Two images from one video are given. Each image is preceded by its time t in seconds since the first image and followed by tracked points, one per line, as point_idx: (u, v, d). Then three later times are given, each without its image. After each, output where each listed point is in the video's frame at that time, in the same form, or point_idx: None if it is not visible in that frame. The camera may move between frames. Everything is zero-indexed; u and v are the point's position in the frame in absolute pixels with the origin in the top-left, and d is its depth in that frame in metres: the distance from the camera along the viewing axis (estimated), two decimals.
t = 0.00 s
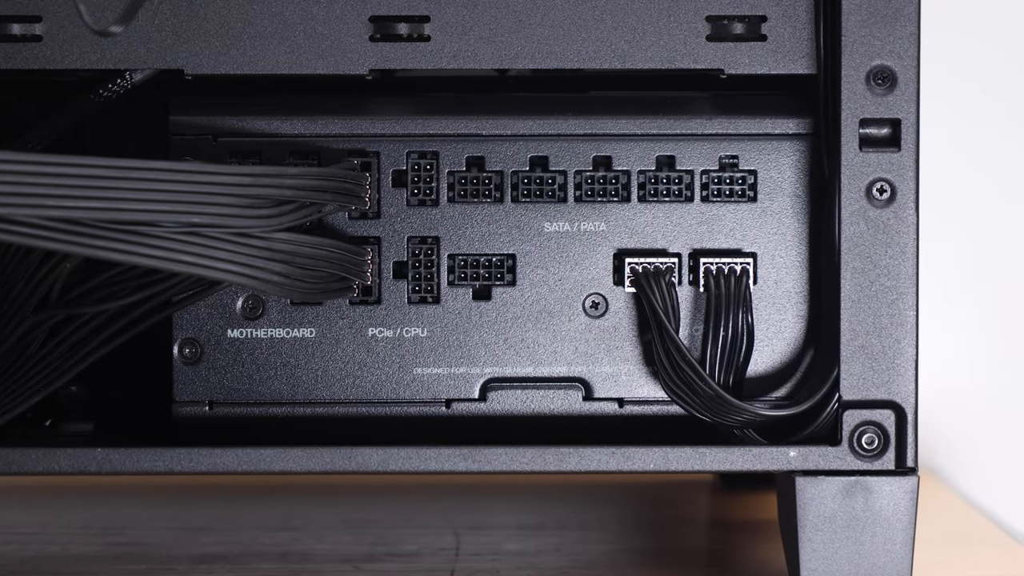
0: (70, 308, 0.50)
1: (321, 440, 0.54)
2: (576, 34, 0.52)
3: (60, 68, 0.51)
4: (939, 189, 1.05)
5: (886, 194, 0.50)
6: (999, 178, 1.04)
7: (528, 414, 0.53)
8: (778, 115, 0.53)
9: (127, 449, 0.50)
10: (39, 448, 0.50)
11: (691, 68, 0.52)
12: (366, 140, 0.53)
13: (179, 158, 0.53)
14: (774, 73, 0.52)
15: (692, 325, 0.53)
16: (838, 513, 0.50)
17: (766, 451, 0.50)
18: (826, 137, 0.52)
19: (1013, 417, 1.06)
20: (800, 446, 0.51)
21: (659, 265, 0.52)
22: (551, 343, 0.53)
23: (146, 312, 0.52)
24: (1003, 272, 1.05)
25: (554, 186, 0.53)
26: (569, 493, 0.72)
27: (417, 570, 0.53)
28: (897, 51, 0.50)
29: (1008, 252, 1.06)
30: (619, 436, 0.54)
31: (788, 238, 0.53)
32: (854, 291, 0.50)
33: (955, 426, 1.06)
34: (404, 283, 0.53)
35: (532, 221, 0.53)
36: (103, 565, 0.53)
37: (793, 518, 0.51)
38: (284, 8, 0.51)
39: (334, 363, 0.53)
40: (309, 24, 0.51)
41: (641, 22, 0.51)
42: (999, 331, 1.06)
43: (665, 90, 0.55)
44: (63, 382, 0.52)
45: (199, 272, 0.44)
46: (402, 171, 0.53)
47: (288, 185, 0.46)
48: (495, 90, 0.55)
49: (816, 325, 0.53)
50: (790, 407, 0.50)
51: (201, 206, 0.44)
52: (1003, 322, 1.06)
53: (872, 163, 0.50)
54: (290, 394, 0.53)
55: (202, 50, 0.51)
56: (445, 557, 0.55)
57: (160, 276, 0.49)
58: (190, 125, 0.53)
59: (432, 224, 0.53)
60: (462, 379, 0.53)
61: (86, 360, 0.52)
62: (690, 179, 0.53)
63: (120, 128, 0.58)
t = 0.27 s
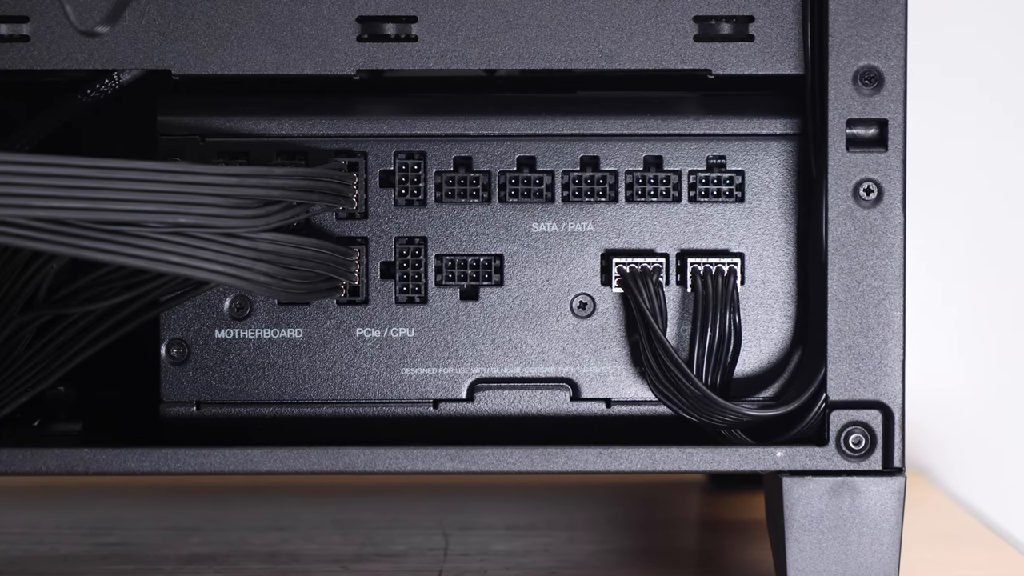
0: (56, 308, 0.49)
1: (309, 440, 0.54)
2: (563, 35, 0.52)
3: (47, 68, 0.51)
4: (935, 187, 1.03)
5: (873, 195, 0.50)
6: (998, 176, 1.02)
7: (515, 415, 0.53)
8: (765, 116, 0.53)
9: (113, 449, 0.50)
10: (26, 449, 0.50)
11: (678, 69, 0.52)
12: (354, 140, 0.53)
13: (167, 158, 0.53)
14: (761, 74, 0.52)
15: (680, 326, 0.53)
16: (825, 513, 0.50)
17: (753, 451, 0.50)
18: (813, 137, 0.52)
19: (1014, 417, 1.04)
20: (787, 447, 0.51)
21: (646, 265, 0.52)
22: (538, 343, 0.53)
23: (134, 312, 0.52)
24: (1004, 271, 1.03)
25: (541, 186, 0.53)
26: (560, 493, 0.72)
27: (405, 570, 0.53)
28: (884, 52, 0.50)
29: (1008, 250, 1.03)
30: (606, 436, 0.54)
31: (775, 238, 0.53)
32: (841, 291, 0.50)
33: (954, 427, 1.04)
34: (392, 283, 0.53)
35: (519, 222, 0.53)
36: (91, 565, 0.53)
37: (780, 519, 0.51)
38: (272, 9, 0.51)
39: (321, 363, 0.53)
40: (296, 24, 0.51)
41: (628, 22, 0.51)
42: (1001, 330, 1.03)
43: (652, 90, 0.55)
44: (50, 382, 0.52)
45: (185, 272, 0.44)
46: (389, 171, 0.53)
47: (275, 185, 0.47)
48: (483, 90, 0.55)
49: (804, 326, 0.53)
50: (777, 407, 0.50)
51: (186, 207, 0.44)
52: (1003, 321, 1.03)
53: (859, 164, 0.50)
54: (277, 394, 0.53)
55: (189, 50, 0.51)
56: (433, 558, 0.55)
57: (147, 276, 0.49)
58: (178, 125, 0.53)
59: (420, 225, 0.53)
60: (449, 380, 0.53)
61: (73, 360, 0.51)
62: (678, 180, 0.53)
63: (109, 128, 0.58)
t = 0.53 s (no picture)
0: (43, 308, 0.49)
1: (297, 440, 0.54)
2: (551, 35, 0.52)
3: (34, 68, 0.51)
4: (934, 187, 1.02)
5: (860, 195, 0.50)
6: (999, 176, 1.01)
7: (503, 415, 0.53)
8: (753, 116, 0.53)
9: (100, 449, 0.50)
10: (12, 449, 0.50)
11: (665, 69, 0.52)
12: (341, 140, 0.53)
13: (154, 159, 0.53)
14: (749, 74, 0.52)
15: (667, 326, 0.53)
16: (811, 513, 0.50)
17: (740, 451, 0.50)
18: (801, 137, 0.52)
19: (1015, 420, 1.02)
20: (775, 447, 0.51)
21: (634, 265, 0.52)
22: (526, 343, 0.53)
23: (121, 312, 0.52)
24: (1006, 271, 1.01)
25: (529, 186, 0.53)
26: (550, 493, 0.72)
27: (392, 570, 0.53)
28: (871, 52, 0.50)
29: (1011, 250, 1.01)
30: (594, 437, 0.54)
31: (763, 238, 0.53)
32: (828, 291, 0.50)
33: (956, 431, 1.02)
34: (379, 283, 0.53)
35: (507, 222, 0.53)
36: (79, 565, 0.53)
37: (767, 519, 0.51)
38: (259, 9, 0.51)
39: (309, 363, 0.53)
40: (284, 24, 0.51)
41: (616, 22, 0.51)
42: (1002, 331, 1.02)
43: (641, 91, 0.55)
44: (38, 382, 0.52)
45: (173, 272, 0.44)
46: (377, 171, 0.53)
47: (263, 185, 0.46)
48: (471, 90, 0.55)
49: (791, 326, 0.53)
50: (764, 407, 0.50)
51: (174, 207, 0.44)
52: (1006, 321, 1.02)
53: (846, 164, 0.50)
54: (265, 394, 0.53)
55: (176, 50, 0.51)
56: (421, 558, 0.55)
57: (134, 276, 0.49)
58: (165, 125, 0.53)
59: (407, 225, 0.53)
60: (437, 380, 0.53)
61: (61, 360, 0.51)
62: (666, 180, 0.53)
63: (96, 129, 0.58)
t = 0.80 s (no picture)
0: (30, 308, 0.49)
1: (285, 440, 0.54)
2: (538, 35, 0.52)
3: (21, 68, 0.51)
4: (930, 187, 1.02)
5: (847, 195, 0.50)
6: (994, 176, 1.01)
7: (490, 415, 0.53)
8: (741, 116, 0.53)
9: (87, 449, 0.50)
10: None
11: (653, 69, 0.52)
12: (329, 140, 0.53)
13: (141, 159, 0.53)
14: (736, 74, 0.52)
15: (655, 326, 0.53)
16: (798, 513, 0.50)
17: (727, 451, 0.50)
18: (788, 137, 0.52)
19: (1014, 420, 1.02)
20: (762, 447, 0.51)
21: (621, 265, 0.52)
22: (514, 343, 0.53)
23: (108, 311, 0.52)
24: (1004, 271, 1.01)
25: (516, 186, 0.53)
26: (541, 493, 0.72)
27: (380, 570, 0.53)
28: (858, 52, 0.50)
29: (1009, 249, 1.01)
30: (582, 436, 0.54)
31: (750, 238, 0.53)
32: (815, 292, 0.50)
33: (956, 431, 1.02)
34: (367, 284, 0.53)
35: (495, 222, 0.53)
36: (66, 565, 0.53)
37: (754, 519, 0.51)
38: (246, 9, 0.51)
39: (296, 363, 0.53)
40: (271, 24, 0.51)
41: (603, 23, 0.51)
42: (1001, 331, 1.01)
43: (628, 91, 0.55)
44: (25, 382, 0.52)
45: (159, 272, 0.44)
46: (365, 171, 0.53)
47: (250, 186, 0.46)
48: (459, 90, 0.55)
49: (779, 326, 0.53)
50: (750, 407, 0.50)
51: (159, 207, 0.44)
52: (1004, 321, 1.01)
53: (833, 164, 0.50)
54: (252, 395, 0.53)
55: (163, 51, 0.51)
56: (409, 558, 0.55)
57: (121, 276, 0.49)
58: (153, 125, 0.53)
59: (395, 225, 0.53)
60: (424, 380, 0.53)
61: (48, 360, 0.51)
62: (653, 180, 0.53)
63: (83, 131, 0.58)
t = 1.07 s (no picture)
0: (17, 309, 0.49)
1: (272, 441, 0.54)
2: (525, 35, 0.52)
3: (8, 68, 0.51)
4: (925, 187, 1.01)
5: (833, 195, 0.50)
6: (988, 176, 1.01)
7: (477, 415, 0.53)
8: (728, 116, 0.53)
9: (74, 449, 0.50)
10: None
11: (640, 69, 0.52)
12: (316, 141, 0.53)
13: (129, 159, 0.53)
14: (723, 74, 0.52)
15: (642, 326, 0.53)
16: (785, 514, 0.50)
17: (714, 452, 0.50)
18: (775, 138, 0.52)
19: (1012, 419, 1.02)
20: (748, 447, 0.51)
21: (608, 266, 0.52)
22: (501, 344, 0.53)
23: (96, 312, 0.52)
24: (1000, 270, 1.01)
25: (503, 186, 0.53)
26: (532, 493, 0.72)
27: (368, 570, 0.53)
28: (845, 52, 0.50)
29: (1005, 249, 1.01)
30: (570, 436, 0.54)
31: (738, 238, 0.53)
32: (801, 292, 0.50)
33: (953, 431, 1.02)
34: (354, 284, 0.53)
35: (482, 222, 0.53)
36: (54, 565, 0.53)
37: (741, 519, 0.51)
38: (233, 9, 0.51)
39: (284, 363, 0.53)
40: (258, 25, 0.51)
41: (590, 23, 0.51)
42: (998, 330, 1.01)
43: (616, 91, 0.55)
44: (12, 382, 0.52)
45: (145, 272, 0.45)
46: (352, 171, 0.53)
47: (236, 186, 0.46)
48: (447, 90, 0.55)
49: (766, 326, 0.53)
50: (737, 407, 0.50)
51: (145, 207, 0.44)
52: (1001, 321, 1.01)
53: (820, 164, 0.50)
54: (240, 395, 0.53)
55: (150, 51, 0.51)
56: (397, 558, 0.55)
57: (108, 276, 0.49)
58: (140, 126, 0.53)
59: (382, 225, 0.53)
60: (412, 380, 0.53)
61: (35, 361, 0.51)
62: (641, 180, 0.53)
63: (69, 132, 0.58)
